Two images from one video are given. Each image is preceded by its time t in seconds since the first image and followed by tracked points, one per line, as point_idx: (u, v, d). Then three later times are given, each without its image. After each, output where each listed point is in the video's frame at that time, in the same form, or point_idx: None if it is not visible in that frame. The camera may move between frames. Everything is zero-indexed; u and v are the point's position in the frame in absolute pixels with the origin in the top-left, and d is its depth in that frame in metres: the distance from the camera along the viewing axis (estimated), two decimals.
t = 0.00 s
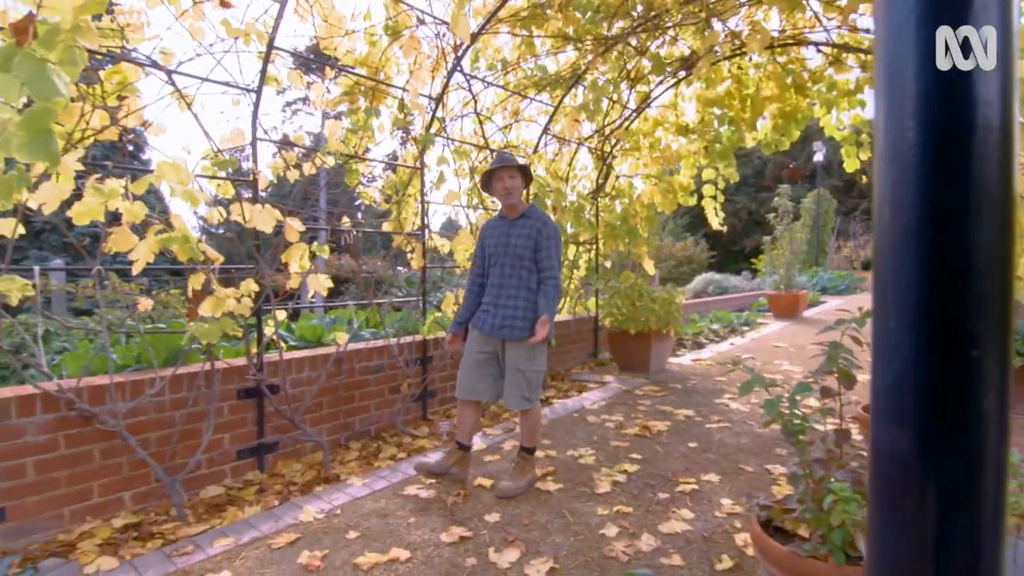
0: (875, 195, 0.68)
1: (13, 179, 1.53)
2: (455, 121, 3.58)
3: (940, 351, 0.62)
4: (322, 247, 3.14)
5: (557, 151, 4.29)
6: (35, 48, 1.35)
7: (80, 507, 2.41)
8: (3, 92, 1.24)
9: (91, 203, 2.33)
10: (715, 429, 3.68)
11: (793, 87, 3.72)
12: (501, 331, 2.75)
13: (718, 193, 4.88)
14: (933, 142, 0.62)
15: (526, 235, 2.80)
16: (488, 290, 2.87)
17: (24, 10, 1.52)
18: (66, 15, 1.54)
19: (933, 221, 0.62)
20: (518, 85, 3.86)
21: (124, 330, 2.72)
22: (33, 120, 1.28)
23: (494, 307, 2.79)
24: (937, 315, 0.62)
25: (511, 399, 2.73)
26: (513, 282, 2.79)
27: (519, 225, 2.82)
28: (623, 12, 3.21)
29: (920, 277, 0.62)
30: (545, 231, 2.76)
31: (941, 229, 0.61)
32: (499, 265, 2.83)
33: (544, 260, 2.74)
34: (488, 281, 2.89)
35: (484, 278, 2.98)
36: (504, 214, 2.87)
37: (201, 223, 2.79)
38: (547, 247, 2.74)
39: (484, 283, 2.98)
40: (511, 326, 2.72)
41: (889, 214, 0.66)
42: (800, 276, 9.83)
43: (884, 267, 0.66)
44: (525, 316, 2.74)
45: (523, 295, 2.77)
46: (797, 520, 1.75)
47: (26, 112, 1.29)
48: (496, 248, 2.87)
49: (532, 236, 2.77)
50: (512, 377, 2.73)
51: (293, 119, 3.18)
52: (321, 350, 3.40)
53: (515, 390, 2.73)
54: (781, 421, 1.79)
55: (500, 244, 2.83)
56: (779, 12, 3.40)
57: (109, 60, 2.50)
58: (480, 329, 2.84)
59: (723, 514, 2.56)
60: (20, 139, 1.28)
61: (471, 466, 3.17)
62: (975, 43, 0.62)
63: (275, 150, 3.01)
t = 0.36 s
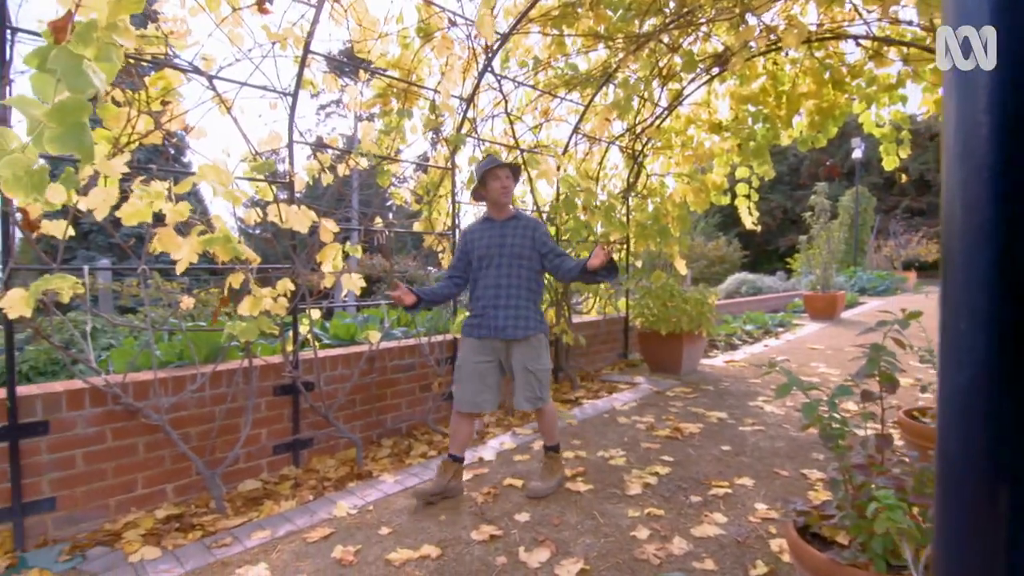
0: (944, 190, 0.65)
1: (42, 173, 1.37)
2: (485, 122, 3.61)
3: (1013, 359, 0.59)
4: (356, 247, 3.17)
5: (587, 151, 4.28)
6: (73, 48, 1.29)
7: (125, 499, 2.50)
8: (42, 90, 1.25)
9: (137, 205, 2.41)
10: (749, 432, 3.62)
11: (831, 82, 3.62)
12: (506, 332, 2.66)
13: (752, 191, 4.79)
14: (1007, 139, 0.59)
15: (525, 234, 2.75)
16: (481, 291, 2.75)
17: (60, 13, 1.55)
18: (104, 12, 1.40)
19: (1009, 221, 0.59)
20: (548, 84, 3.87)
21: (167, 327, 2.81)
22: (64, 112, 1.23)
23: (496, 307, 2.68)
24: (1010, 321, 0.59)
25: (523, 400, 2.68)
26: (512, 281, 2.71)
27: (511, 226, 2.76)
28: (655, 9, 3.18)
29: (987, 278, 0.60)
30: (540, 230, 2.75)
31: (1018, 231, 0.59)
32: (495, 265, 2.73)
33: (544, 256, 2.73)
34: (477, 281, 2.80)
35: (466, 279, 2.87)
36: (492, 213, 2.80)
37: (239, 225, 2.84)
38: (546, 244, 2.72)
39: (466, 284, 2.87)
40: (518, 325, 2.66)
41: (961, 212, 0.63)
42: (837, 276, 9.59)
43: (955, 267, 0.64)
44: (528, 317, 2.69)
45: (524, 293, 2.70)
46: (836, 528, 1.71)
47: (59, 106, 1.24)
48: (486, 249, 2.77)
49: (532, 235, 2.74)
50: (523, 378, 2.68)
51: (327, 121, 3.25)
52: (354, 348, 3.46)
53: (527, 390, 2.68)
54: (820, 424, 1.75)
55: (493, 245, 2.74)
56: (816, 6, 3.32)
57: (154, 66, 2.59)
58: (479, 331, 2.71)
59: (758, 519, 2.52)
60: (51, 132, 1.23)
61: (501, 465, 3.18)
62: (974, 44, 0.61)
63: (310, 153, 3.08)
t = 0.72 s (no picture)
0: (1008, 187, 0.68)
1: (73, 172, 1.40)
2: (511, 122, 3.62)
3: None
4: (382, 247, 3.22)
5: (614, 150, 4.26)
6: (105, 53, 1.34)
7: (161, 492, 2.57)
8: (70, 92, 1.26)
9: (174, 206, 2.48)
10: (779, 435, 3.56)
11: (866, 78, 3.54)
12: (492, 329, 2.62)
13: (783, 190, 4.71)
14: None
15: (498, 230, 2.71)
16: (459, 289, 2.69)
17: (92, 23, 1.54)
18: (135, 19, 1.45)
19: None
20: (574, 83, 3.86)
21: (201, 326, 2.88)
22: (98, 115, 1.27)
23: (478, 304, 2.63)
24: None
25: (511, 398, 2.61)
26: (492, 277, 2.67)
27: (485, 223, 2.72)
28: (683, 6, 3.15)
29: None
30: (513, 226, 2.73)
31: None
32: (473, 262, 2.67)
33: (520, 252, 2.70)
34: (453, 280, 2.74)
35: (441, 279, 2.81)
36: (464, 212, 2.76)
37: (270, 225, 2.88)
38: (521, 240, 2.71)
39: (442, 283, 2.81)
40: (501, 320, 2.61)
41: None
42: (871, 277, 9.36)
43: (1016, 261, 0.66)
44: (511, 312, 2.65)
45: (504, 288, 2.67)
46: (870, 534, 1.68)
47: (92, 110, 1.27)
48: (462, 247, 2.71)
49: (507, 230, 2.71)
50: (510, 375, 2.61)
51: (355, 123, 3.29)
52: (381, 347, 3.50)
53: (515, 388, 2.60)
54: (855, 428, 1.71)
55: (468, 243, 2.69)
56: None
57: (188, 71, 2.65)
58: (462, 329, 2.65)
59: (788, 524, 2.47)
60: (84, 135, 1.27)
61: (527, 464, 3.19)
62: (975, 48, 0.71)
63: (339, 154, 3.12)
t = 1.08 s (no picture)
0: None
1: (148, 182, 1.38)
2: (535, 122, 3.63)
3: None
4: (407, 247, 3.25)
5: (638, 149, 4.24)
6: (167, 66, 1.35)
7: (193, 486, 2.64)
8: (136, 105, 1.28)
9: (205, 207, 2.53)
10: (807, 438, 3.50)
11: (898, 74, 3.46)
12: (475, 331, 2.61)
13: (811, 189, 4.63)
14: None
15: (499, 234, 2.69)
16: (457, 290, 2.72)
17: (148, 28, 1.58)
18: (190, 33, 1.45)
19: None
20: (598, 82, 3.84)
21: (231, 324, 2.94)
22: (166, 127, 1.31)
23: (467, 307, 2.63)
24: None
25: (473, 402, 2.54)
26: (486, 281, 2.65)
27: (486, 226, 2.72)
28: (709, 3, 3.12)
29: None
30: (514, 230, 2.69)
31: None
32: (470, 265, 2.69)
33: (517, 257, 2.65)
34: (454, 281, 2.76)
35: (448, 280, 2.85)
36: (469, 215, 2.78)
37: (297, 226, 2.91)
38: (519, 246, 2.65)
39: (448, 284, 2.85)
40: (487, 324, 2.59)
41: None
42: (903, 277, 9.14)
43: None
44: (497, 316, 2.61)
45: (497, 293, 2.64)
46: (903, 541, 1.64)
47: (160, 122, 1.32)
48: (462, 249, 2.74)
49: (506, 235, 2.68)
50: (478, 378, 2.55)
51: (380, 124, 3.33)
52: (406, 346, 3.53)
53: (478, 393, 2.53)
54: (887, 432, 1.68)
55: (468, 245, 2.71)
56: None
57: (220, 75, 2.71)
58: (453, 330, 2.67)
59: (817, 529, 2.43)
60: (156, 147, 1.31)
61: (550, 464, 3.19)
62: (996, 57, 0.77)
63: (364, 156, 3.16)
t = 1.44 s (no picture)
0: None
1: (201, 190, 1.46)
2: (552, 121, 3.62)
3: None
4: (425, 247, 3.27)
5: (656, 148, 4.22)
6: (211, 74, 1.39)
7: (214, 482, 2.68)
8: (185, 114, 1.33)
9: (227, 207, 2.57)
10: (828, 441, 3.45)
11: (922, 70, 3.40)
12: (450, 340, 2.61)
13: (832, 187, 4.57)
14: None
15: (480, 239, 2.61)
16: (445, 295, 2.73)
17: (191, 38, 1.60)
18: (233, 41, 1.47)
19: None
20: (616, 81, 3.82)
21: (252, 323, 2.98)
22: (213, 135, 1.33)
23: (445, 315, 2.64)
24: None
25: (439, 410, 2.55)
26: (463, 289, 2.62)
27: (473, 230, 2.65)
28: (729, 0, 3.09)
29: None
30: (496, 236, 2.57)
31: None
32: (453, 271, 2.66)
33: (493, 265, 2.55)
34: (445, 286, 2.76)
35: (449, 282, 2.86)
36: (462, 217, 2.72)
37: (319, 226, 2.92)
38: (497, 254, 2.55)
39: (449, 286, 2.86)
40: (458, 334, 2.58)
41: None
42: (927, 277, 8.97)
43: None
44: (468, 326, 2.58)
45: (471, 302, 2.59)
46: (927, 547, 1.61)
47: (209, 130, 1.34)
48: (451, 253, 2.71)
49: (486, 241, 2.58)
50: (444, 387, 2.54)
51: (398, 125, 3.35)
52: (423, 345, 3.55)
53: (443, 401, 2.53)
54: (911, 435, 1.65)
55: (453, 250, 2.68)
56: None
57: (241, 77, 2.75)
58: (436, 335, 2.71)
59: (838, 533, 2.40)
60: (206, 156, 1.33)
61: (567, 464, 3.18)
62: None
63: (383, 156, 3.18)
